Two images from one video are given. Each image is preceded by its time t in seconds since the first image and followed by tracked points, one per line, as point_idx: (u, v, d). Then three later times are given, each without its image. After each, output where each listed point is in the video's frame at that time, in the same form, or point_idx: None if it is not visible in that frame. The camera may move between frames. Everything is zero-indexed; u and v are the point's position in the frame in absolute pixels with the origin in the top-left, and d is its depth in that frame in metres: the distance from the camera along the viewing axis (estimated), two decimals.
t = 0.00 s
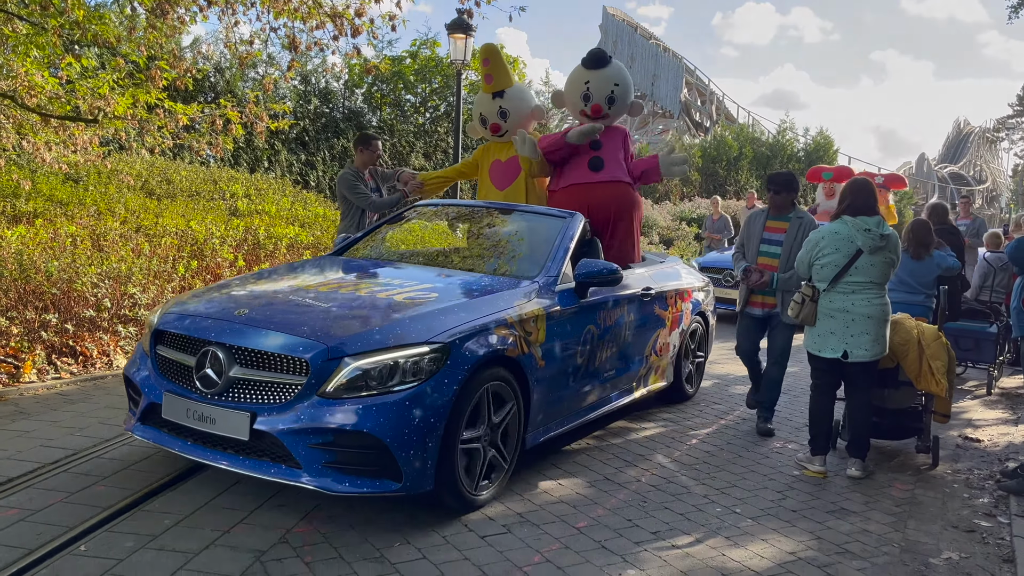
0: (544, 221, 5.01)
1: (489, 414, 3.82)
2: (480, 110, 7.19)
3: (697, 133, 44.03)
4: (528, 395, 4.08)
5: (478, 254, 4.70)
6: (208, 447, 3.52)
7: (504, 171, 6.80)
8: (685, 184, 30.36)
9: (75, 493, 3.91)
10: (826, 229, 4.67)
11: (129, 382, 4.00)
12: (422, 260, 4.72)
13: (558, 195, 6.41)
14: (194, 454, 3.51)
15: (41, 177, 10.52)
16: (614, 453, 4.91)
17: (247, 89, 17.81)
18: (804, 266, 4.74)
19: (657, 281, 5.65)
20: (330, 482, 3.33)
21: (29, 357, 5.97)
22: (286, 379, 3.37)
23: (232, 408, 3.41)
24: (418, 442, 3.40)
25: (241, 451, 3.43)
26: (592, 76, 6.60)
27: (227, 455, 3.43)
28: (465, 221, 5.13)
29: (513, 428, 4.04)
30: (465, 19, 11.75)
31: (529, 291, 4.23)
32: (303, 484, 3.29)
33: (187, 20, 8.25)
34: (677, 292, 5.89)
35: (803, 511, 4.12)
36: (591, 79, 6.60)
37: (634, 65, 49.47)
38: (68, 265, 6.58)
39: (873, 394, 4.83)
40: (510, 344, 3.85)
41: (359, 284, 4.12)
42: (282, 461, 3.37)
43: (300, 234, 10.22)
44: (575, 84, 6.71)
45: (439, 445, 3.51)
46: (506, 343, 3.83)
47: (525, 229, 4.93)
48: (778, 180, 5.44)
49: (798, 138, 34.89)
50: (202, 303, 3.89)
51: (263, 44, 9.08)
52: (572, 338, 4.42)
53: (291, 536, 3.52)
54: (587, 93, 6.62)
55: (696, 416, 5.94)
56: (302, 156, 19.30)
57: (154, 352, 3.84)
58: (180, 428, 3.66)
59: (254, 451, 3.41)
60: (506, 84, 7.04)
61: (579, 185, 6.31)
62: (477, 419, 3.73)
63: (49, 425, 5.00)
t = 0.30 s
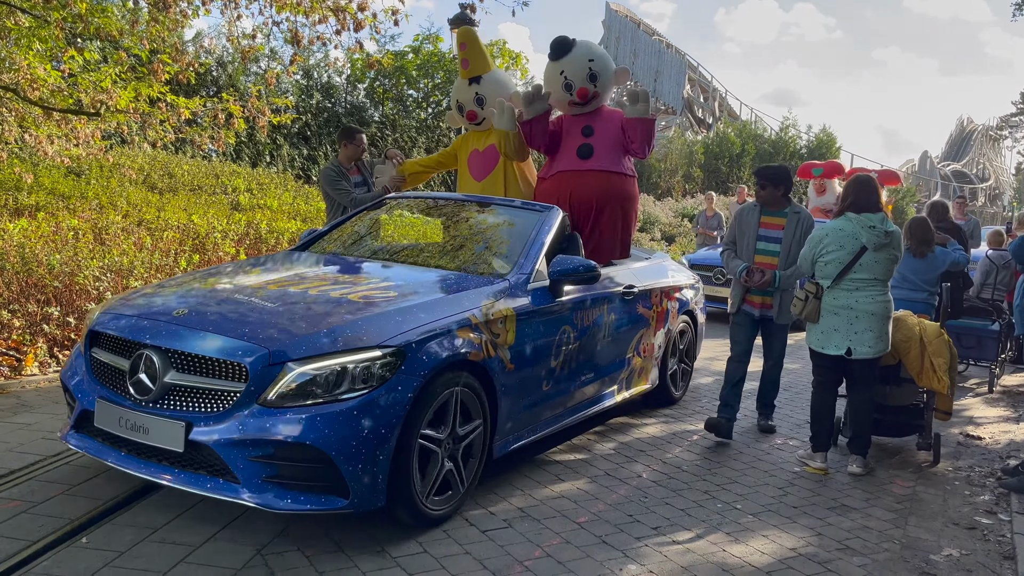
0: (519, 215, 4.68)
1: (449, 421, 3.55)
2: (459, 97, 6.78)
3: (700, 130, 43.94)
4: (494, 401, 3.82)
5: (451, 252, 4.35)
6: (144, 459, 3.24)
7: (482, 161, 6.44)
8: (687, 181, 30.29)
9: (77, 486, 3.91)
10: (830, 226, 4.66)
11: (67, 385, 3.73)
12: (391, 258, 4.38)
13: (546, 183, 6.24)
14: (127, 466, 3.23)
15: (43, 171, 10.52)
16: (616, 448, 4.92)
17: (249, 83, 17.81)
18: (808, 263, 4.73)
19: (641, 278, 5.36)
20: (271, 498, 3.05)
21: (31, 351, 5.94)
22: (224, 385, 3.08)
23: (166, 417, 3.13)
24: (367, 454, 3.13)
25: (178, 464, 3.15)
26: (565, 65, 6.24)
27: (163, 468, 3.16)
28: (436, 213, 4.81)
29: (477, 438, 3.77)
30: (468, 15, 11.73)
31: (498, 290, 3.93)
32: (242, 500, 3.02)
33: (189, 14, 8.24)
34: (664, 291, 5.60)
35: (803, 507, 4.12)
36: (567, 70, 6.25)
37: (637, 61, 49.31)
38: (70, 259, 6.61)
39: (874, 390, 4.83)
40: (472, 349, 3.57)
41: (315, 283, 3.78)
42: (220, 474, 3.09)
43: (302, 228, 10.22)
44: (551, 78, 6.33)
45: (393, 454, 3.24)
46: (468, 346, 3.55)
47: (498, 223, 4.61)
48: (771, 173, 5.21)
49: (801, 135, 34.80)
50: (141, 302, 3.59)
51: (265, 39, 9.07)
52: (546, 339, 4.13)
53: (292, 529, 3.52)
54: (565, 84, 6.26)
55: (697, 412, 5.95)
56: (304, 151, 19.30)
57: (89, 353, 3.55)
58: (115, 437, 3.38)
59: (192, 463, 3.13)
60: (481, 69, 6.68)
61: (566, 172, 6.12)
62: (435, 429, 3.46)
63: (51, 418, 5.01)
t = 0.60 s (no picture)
0: (489, 212, 4.38)
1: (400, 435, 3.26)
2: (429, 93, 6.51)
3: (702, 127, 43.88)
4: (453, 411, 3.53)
5: (410, 255, 4.05)
6: (63, 475, 3.00)
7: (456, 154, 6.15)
8: (689, 178, 30.22)
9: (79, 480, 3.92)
10: (834, 224, 4.66)
11: None
12: (346, 259, 4.09)
13: (524, 177, 5.99)
14: (49, 483, 2.98)
15: (46, 167, 10.53)
16: (617, 446, 4.93)
17: (251, 79, 17.80)
18: (811, 261, 4.72)
19: (623, 278, 5.03)
20: (198, 520, 2.79)
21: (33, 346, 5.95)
22: (149, 396, 2.83)
23: (87, 431, 2.88)
24: (304, 472, 2.85)
25: (100, 482, 2.91)
26: (564, 43, 6.10)
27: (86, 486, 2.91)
28: (401, 210, 4.50)
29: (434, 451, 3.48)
30: (471, 11, 11.71)
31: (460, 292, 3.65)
32: (168, 524, 2.77)
33: (192, 10, 8.23)
34: (648, 292, 5.31)
35: (804, 505, 4.12)
36: (564, 48, 6.11)
37: (640, 58, 49.21)
38: (72, 255, 6.61)
39: (876, 388, 4.83)
40: (426, 356, 3.28)
41: (258, 284, 3.50)
42: (143, 495, 2.83)
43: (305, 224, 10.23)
44: (546, 54, 6.18)
45: (334, 474, 2.96)
46: (421, 353, 3.26)
47: (466, 221, 4.31)
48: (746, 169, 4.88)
49: (804, 133, 34.74)
50: (73, 304, 3.32)
51: (268, 35, 9.06)
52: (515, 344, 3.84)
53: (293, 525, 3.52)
54: (559, 63, 6.13)
55: (697, 409, 5.95)
56: (306, 148, 19.31)
57: (14, 360, 3.30)
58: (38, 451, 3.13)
59: (116, 481, 2.88)
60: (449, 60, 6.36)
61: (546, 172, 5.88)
62: (385, 444, 3.17)
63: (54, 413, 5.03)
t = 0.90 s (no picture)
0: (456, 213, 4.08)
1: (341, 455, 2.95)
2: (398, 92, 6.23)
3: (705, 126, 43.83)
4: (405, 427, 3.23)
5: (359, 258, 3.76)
6: None
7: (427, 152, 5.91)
8: (692, 177, 30.14)
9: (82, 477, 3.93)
10: (835, 224, 4.66)
11: None
12: (301, 263, 3.78)
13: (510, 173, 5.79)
14: None
15: (49, 164, 10.53)
16: (617, 445, 4.93)
17: (254, 78, 17.79)
18: (812, 260, 4.72)
19: (602, 279, 4.71)
20: (107, 553, 2.49)
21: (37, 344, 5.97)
22: (52, 414, 2.52)
23: None
24: (226, 500, 2.55)
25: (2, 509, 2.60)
26: (557, 40, 5.90)
27: None
28: (362, 208, 4.18)
29: (383, 471, 3.17)
30: (473, 10, 11.70)
31: (415, 297, 3.34)
32: (76, 558, 2.48)
33: (194, 8, 8.23)
34: (631, 295, 4.99)
35: (806, 505, 4.12)
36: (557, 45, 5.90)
37: (643, 56, 49.13)
38: (75, 253, 6.62)
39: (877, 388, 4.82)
40: (372, 368, 2.97)
41: (196, 288, 3.21)
42: (47, 524, 2.53)
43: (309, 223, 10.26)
44: (536, 49, 5.95)
45: (261, 501, 2.64)
46: (367, 365, 2.96)
47: (430, 222, 4.01)
48: (732, 164, 4.60)
49: (806, 131, 34.70)
50: None
51: (270, 33, 9.07)
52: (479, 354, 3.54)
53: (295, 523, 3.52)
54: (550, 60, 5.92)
55: (698, 408, 5.96)
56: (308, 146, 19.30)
57: None
58: None
59: (18, 507, 2.56)
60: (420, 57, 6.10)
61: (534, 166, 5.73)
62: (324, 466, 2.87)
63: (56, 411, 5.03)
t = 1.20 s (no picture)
0: (415, 207, 3.77)
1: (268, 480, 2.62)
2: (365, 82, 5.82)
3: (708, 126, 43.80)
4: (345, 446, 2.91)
5: (313, 257, 3.44)
6: None
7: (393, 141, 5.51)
8: (694, 177, 30.08)
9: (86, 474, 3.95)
10: (835, 224, 4.66)
11: None
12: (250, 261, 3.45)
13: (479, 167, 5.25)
14: None
15: (52, 164, 10.54)
16: (619, 444, 4.94)
17: (256, 77, 17.78)
18: (813, 260, 4.72)
19: (579, 280, 4.42)
20: None
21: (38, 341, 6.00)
22: None
23: None
24: (125, 536, 2.17)
25: None
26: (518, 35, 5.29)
27: None
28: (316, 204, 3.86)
29: (319, 496, 2.85)
30: (476, 10, 11.71)
31: (360, 302, 3.00)
32: None
33: (197, 8, 8.23)
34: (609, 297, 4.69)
35: (808, 506, 4.12)
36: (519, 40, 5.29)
37: (645, 56, 49.05)
38: (77, 251, 6.63)
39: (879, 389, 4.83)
40: (304, 383, 2.63)
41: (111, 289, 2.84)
42: None
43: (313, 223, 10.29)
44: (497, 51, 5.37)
45: (168, 535, 2.29)
46: (296, 378, 2.61)
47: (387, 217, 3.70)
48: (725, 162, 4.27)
49: (809, 132, 34.66)
50: None
51: (273, 33, 9.06)
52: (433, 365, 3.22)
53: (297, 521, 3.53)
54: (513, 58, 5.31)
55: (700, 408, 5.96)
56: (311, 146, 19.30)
57: None
58: None
59: None
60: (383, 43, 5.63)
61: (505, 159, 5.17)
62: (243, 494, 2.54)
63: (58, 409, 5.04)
